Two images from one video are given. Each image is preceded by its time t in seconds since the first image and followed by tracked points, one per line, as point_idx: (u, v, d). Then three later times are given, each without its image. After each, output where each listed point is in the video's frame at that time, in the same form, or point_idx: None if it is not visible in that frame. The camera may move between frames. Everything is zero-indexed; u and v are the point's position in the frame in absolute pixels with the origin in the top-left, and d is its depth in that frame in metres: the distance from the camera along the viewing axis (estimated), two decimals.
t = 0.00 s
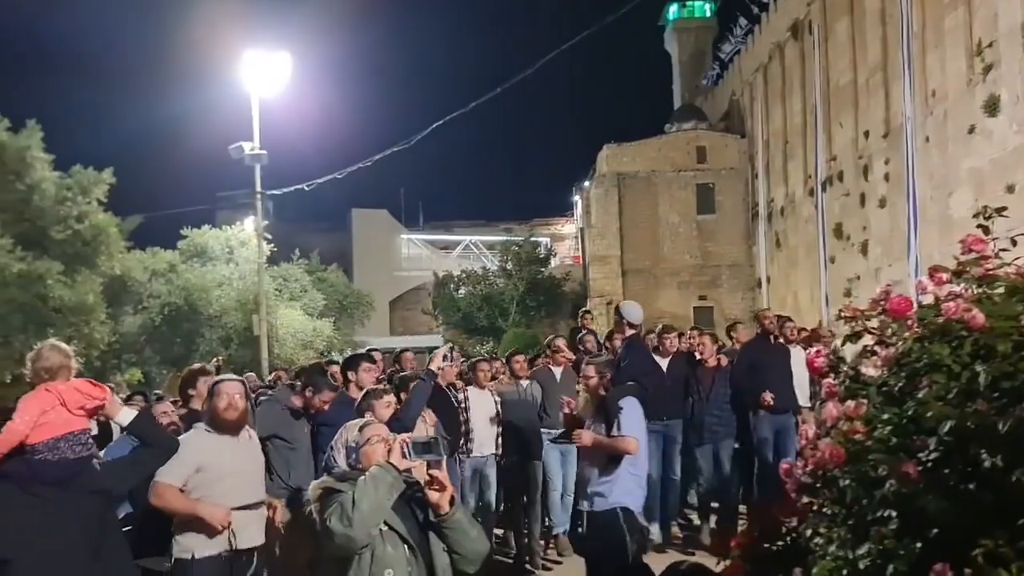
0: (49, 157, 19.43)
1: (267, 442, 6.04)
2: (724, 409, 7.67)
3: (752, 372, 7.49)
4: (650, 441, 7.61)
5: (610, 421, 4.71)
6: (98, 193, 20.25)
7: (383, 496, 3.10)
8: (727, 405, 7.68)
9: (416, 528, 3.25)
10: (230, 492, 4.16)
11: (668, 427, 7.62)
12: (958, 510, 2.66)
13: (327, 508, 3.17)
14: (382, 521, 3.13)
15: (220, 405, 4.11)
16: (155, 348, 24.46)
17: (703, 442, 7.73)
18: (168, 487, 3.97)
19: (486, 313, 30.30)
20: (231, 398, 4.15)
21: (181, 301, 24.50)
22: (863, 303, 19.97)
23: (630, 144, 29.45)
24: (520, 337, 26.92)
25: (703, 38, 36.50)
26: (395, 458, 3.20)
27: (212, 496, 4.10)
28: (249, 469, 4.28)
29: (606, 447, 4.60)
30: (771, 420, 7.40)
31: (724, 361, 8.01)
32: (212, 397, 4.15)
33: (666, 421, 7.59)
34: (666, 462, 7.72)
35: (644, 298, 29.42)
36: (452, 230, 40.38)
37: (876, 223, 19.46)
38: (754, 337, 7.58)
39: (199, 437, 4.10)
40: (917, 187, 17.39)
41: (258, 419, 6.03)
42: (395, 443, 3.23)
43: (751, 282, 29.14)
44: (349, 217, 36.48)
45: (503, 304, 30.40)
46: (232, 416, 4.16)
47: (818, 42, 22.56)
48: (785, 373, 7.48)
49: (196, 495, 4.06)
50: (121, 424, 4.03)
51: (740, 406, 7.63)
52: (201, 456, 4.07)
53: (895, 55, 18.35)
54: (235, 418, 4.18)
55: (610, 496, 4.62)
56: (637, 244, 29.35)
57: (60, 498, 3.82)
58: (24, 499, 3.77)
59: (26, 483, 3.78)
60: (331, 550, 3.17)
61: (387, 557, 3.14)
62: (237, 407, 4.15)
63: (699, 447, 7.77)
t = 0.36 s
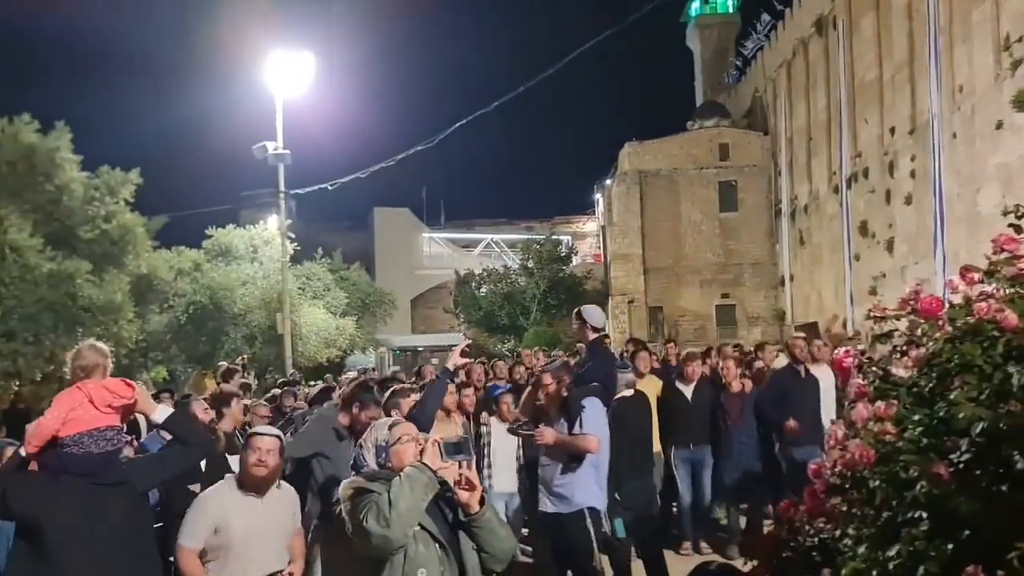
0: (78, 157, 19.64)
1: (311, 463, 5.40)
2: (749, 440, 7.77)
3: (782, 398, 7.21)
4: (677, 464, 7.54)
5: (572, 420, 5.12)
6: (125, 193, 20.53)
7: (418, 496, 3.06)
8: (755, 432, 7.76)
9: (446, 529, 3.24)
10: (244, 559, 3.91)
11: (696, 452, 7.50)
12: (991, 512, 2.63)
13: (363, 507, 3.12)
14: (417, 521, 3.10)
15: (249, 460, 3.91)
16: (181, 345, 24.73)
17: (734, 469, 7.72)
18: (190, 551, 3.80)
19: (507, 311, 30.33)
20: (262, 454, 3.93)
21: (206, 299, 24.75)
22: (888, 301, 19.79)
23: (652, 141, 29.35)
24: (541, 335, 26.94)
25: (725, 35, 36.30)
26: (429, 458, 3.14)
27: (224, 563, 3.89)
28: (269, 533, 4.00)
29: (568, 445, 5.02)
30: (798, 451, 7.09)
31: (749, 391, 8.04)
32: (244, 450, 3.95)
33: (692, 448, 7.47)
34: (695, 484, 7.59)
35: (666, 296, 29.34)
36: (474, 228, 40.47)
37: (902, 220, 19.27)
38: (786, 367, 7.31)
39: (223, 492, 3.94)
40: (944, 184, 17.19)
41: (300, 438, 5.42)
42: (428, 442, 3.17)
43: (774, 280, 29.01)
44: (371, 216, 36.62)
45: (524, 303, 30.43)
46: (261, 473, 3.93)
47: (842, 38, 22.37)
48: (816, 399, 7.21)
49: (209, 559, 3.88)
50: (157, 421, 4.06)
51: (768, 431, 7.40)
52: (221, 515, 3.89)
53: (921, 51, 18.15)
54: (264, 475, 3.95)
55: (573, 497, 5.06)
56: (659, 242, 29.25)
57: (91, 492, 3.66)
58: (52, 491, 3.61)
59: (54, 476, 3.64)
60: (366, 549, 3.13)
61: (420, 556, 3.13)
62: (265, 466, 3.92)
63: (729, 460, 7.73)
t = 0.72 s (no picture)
0: (97, 155, 19.81)
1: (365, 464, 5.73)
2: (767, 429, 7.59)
3: (795, 383, 7.38)
4: (686, 452, 7.49)
5: (543, 428, 5.26)
6: (144, 191, 20.72)
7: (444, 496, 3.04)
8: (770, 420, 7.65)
9: (466, 529, 3.24)
10: (284, 538, 3.83)
11: (707, 441, 7.49)
12: (1009, 514, 2.65)
13: (386, 509, 3.08)
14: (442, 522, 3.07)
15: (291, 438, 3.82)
16: (197, 342, 24.96)
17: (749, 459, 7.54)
18: (227, 521, 3.76)
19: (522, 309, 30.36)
20: (305, 434, 3.83)
21: (222, 296, 24.95)
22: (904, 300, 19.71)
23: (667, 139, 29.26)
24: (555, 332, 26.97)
25: (742, 32, 36.13)
26: (453, 459, 3.13)
27: (264, 539, 3.82)
28: (310, 514, 3.90)
29: (541, 453, 5.15)
30: (811, 434, 7.31)
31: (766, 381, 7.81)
32: (288, 428, 3.86)
33: (702, 437, 7.46)
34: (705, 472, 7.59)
35: (681, 294, 29.31)
36: (489, 226, 40.52)
37: (919, 219, 19.15)
38: (796, 351, 7.44)
39: (265, 469, 3.85)
40: (962, 183, 17.08)
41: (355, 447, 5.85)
42: (452, 444, 3.16)
43: (790, 278, 28.93)
44: (386, 213, 36.75)
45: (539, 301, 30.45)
46: (303, 453, 3.83)
47: (860, 34, 22.22)
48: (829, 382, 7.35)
49: (248, 535, 3.82)
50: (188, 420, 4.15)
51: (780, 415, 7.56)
52: (262, 492, 3.80)
53: (940, 48, 18.02)
54: (306, 456, 3.84)
55: (538, 502, 5.22)
56: (675, 240, 29.18)
57: (126, 493, 3.72)
58: (91, 490, 3.67)
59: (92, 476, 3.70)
60: (389, 551, 3.07)
61: (443, 557, 3.11)
62: (308, 446, 3.81)
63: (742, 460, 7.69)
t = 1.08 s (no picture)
0: (108, 152, 19.85)
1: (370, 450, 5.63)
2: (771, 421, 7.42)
3: (802, 377, 7.38)
4: (690, 440, 7.57)
5: (519, 440, 5.78)
6: (154, 188, 20.64)
7: (459, 499, 3.02)
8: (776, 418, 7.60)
9: (476, 528, 3.22)
10: (301, 547, 3.73)
11: (711, 431, 7.52)
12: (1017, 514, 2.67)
13: (401, 511, 3.09)
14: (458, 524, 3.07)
15: (317, 441, 3.75)
16: (207, 339, 24.96)
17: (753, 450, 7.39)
18: (249, 520, 3.70)
19: (529, 306, 30.36)
20: (330, 437, 3.75)
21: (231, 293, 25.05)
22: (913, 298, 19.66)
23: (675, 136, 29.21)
24: (562, 330, 26.97)
25: (750, 29, 36.02)
26: (466, 461, 3.11)
27: (283, 543, 3.74)
28: (329, 523, 3.77)
29: (519, 465, 5.58)
30: (820, 428, 7.31)
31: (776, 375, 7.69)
32: (315, 430, 3.78)
33: (708, 426, 7.49)
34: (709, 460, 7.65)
35: (688, 292, 29.28)
36: (497, 224, 40.53)
37: (928, 217, 19.10)
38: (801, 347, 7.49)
39: (289, 471, 3.78)
40: (971, 181, 17.02)
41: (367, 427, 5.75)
42: (465, 445, 3.14)
43: (798, 276, 28.87)
44: (394, 210, 36.80)
45: (546, 298, 30.45)
46: (326, 457, 3.76)
47: (869, 32, 22.14)
48: (836, 378, 7.38)
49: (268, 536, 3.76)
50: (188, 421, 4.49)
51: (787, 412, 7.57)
52: (284, 493, 3.73)
53: (949, 45, 17.95)
54: (330, 459, 3.77)
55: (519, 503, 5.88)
56: (682, 237, 29.15)
57: (124, 490, 4.04)
58: (93, 487, 4.00)
59: (94, 472, 4.02)
60: (405, 553, 3.09)
61: (457, 557, 3.12)
62: (330, 449, 3.74)
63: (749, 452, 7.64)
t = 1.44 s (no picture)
0: (116, 149, 19.87)
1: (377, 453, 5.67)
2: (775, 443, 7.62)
3: (808, 401, 7.29)
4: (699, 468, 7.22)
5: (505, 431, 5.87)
6: (162, 184, 20.67)
7: (477, 499, 2.94)
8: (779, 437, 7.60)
9: (488, 527, 3.17)
10: (289, 558, 3.41)
11: (718, 458, 7.25)
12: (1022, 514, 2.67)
13: (417, 511, 3.00)
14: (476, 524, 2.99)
15: (302, 444, 3.46)
16: (212, 335, 24.82)
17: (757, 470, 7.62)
18: (241, 537, 3.44)
19: (534, 303, 30.36)
20: (317, 439, 3.46)
21: (237, 289, 25.10)
22: (919, 297, 19.65)
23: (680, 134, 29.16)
24: (567, 327, 26.98)
25: (757, 27, 35.93)
26: (482, 461, 3.05)
27: (275, 559, 3.42)
28: (317, 532, 3.45)
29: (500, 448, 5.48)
30: (824, 453, 7.23)
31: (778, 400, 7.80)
32: (301, 432, 3.50)
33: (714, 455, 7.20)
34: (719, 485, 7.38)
35: (693, 290, 29.28)
36: (502, 221, 40.53)
37: (935, 216, 19.04)
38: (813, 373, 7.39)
39: (276, 478, 3.50)
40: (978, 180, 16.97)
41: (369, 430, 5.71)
42: (480, 445, 3.09)
43: (803, 274, 28.85)
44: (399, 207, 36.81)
45: (552, 296, 30.45)
46: (316, 459, 3.46)
47: (877, 30, 22.07)
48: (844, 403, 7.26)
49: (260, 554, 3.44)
50: (173, 420, 4.16)
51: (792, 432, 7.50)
52: (269, 502, 3.44)
53: (957, 44, 17.90)
54: (319, 462, 3.47)
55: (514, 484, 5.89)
56: (688, 235, 29.13)
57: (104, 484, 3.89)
58: (74, 482, 3.89)
59: (76, 467, 3.91)
60: (420, 554, 3.01)
61: (472, 556, 3.07)
62: (318, 451, 3.45)
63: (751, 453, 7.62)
